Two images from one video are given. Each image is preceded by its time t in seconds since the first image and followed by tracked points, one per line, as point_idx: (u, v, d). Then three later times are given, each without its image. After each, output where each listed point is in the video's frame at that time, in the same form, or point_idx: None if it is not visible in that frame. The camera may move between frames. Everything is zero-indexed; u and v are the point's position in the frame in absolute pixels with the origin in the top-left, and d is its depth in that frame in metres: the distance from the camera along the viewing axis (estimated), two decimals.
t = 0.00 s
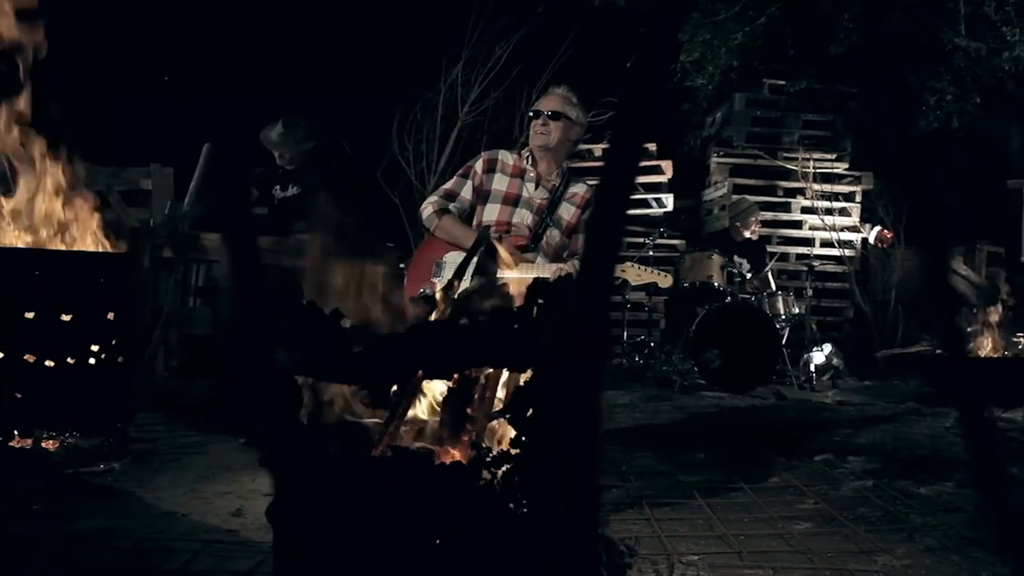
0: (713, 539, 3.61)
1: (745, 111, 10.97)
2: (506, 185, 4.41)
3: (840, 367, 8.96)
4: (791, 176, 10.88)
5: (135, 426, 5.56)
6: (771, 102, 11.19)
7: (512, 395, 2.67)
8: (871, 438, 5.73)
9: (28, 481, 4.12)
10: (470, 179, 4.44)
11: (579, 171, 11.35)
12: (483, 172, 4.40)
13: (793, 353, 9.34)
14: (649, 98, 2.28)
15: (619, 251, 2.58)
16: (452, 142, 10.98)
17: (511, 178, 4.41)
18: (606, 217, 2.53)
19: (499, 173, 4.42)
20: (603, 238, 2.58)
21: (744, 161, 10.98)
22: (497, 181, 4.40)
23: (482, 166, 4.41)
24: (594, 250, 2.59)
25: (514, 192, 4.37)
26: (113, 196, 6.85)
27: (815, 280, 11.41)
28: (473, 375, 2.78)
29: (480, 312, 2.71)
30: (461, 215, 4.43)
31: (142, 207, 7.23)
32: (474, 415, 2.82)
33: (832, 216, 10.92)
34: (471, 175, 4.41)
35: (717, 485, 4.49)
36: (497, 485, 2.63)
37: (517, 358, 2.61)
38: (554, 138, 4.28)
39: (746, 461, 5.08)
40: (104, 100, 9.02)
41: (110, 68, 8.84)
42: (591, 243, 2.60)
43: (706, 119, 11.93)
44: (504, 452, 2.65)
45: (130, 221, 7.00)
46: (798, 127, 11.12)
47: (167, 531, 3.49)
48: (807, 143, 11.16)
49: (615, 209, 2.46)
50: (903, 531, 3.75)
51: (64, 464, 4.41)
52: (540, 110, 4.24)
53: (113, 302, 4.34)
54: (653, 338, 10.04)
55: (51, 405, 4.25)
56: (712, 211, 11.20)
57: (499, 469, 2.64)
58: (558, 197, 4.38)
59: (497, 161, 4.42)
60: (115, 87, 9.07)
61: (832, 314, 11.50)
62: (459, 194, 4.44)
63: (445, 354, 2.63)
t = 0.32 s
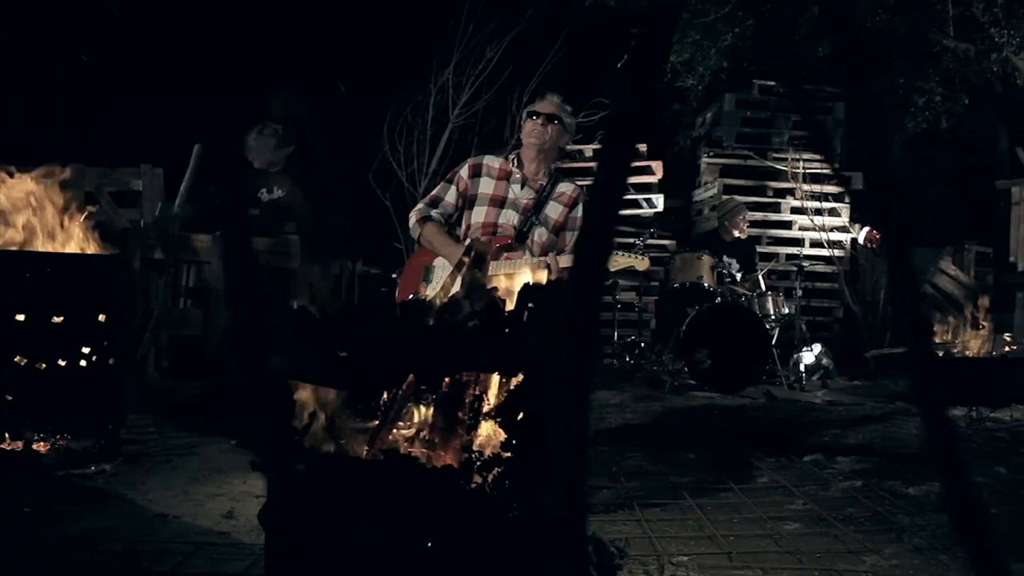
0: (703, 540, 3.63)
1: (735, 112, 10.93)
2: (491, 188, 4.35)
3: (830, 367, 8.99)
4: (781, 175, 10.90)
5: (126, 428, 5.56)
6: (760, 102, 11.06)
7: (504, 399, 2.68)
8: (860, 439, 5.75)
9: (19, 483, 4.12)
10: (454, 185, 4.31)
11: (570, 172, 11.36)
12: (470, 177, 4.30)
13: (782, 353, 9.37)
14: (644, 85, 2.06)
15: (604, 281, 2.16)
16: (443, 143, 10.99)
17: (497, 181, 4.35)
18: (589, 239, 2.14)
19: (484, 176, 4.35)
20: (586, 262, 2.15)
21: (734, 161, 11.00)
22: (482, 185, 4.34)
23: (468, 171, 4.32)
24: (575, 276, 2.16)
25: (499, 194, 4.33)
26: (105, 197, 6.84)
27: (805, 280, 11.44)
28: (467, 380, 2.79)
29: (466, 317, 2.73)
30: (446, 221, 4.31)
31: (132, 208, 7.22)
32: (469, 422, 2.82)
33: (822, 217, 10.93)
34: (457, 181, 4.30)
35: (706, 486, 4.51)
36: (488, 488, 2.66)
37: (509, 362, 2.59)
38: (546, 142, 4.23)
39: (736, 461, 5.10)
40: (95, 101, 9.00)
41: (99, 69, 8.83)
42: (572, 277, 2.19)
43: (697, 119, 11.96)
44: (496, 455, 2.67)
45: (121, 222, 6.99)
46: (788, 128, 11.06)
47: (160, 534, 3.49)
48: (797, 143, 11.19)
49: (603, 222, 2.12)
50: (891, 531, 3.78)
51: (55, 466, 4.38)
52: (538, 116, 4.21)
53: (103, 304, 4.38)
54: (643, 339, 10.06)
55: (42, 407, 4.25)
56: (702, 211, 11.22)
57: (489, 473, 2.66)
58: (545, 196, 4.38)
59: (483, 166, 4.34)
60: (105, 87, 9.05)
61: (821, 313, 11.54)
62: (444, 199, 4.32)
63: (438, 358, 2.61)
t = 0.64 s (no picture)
0: (692, 541, 3.65)
1: (724, 113, 10.96)
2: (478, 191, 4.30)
3: (819, 367, 9.03)
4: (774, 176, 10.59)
5: (116, 430, 5.56)
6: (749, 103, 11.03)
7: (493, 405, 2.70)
8: (848, 439, 5.78)
9: (9, 486, 4.13)
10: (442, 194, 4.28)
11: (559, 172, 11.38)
12: (457, 183, 4.23)
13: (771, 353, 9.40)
14: (631, 90, 2.08)
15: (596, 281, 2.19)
16: (432, 144, 11.00)
17: (485, 187, 4.25)
18: (582, 238, 2.17)
19: (472, 182, 4.25)
20: (578, 261, 2.19)
21: (723, 162, 11.03)
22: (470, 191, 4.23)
23: (456, 178, 4.24)
24: (567, 275, 2.20)
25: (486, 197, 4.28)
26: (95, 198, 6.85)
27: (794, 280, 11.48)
28: (458, 385, 2.82)
29: (463, 314, 2.78)
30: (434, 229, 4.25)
31: (122, 210, 7.22)
32: (457, 429, 2.83)
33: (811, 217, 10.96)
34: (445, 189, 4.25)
35: (694, 487, 4.54)
36: (478, 492, 2.66)
37: (497, 365, 2.60)
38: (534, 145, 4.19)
39: (724, 461, 5.14)
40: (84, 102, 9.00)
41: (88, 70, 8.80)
42: (564, 275, 2.22)
43: (686, 120, 11.99)
44: (487, 460, 2.68)
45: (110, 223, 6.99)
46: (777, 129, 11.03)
47: (152, 537, 3.51)
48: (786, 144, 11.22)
49: (595, 223, 2.15)
50: (879, 531, 3.80)
51: (45, 470, 4.39)
52: (523, 116, 4.15)
53: (94, 308, 4.37)
54: (632, 339, 10.09)
55: (32, 410, 4.27)
56: (692, 212, 11.25)
57: (479, 478, 2.67)
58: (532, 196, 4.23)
59: (471, 172, 4.25)
60: (95, 88, 9.04)
61: (810, 313, 11.59)
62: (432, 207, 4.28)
63: (429, 362, 2.59)
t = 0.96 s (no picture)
0: (681, 543, 3.67)
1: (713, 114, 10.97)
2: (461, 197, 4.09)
3: (808, 367, 9.05)
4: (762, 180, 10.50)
5: (106, 433, 5.56)
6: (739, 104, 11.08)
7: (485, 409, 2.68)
8: (836, 440, 5.82)
9: None
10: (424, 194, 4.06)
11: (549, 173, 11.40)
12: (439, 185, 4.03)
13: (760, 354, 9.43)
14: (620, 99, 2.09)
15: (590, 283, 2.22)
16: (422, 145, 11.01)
17: (467, 188, 4.08)
18: (575, 242, 2.14)
19: (454, 184, 4.08)
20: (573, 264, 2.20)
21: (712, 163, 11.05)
22: (452, 193, 4.07)
23: (437, 178, 4.04)
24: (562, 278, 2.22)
25: (469, 201, 4.07)
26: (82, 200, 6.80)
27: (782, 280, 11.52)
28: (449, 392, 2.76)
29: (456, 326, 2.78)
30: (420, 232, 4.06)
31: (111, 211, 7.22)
32: (445, 430, 2.81)
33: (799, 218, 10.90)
34: (425, 187, 4.03)
35: (682, 488, 4.56)
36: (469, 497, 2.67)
37: (487, 374, 2.59)
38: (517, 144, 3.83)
39: (713, 463, 5.16)
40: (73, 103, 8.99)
41: (77, 71, 8.79)
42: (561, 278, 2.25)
43: (676, 120, 12.02)
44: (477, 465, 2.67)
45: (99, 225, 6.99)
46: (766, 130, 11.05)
47: (143, 541, 3.52)
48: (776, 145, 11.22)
49: (586, 229, 2.14)
50: (867, 533, 3.82)
51: (36, 473, 4.38)
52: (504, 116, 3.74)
53: (84, 311, 4.37)
54: (621, 340, 10.11)
55: (22, 412, 4.29)
56: (681, 212, 11.26)
57: (469, 482, 2.67)
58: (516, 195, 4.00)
59: (452, 173, 4.07)
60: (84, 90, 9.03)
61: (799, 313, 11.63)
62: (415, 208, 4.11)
63: (415, 372, 2.59)
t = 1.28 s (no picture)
0: (669, 544, 3.69)
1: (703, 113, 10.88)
2: (443, 202, 3.97)
3: (796, 368, 9.08)
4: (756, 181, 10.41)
5: (95, 435, 5.56)
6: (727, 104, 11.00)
7: (474, 414, 2.71)
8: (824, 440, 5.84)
9: None
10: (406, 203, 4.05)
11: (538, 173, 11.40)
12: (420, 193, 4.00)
13: (749, 354, 9.45)
14: (622, 96, 2.06)
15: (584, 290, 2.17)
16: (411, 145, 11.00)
17: (447, 195, 3.96)
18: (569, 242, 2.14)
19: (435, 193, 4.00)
20: (567, 265, 2.16)
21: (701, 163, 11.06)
22: (433, 201, 3.98)
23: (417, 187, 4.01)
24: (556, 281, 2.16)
25: (451, 205, 3.94)
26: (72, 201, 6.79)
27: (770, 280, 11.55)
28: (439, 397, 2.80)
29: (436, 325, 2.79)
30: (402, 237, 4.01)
31: (100, 212, 7.20)
32: (432, 432, 2.84)
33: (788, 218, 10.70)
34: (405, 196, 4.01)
35: (670, 489, 4.59)
36: (459, 501, 2.68)
37: (479, 379, 2.64)
38: (497, 148, 3.84)
39: (701, 464, 5.17)
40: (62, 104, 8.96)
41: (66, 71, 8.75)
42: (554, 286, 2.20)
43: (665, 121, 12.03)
44: (466, 471, 2.69)
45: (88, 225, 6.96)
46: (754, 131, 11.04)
47: (134, 544, 3.52)
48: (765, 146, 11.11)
49: (581, 230, 2.12)
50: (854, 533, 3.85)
51: (26, 475, 4.39)
52: (480, 119, 3.77)
53: (73, 313, 4.37)
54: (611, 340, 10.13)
55: (11, 414, 4.28)
56: (670, 212, 11.27)
57: (460, 488, 2.69)
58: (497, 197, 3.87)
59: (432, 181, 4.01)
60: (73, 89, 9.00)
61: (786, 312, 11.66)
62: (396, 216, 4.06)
63: (409, 376, 2.65)
